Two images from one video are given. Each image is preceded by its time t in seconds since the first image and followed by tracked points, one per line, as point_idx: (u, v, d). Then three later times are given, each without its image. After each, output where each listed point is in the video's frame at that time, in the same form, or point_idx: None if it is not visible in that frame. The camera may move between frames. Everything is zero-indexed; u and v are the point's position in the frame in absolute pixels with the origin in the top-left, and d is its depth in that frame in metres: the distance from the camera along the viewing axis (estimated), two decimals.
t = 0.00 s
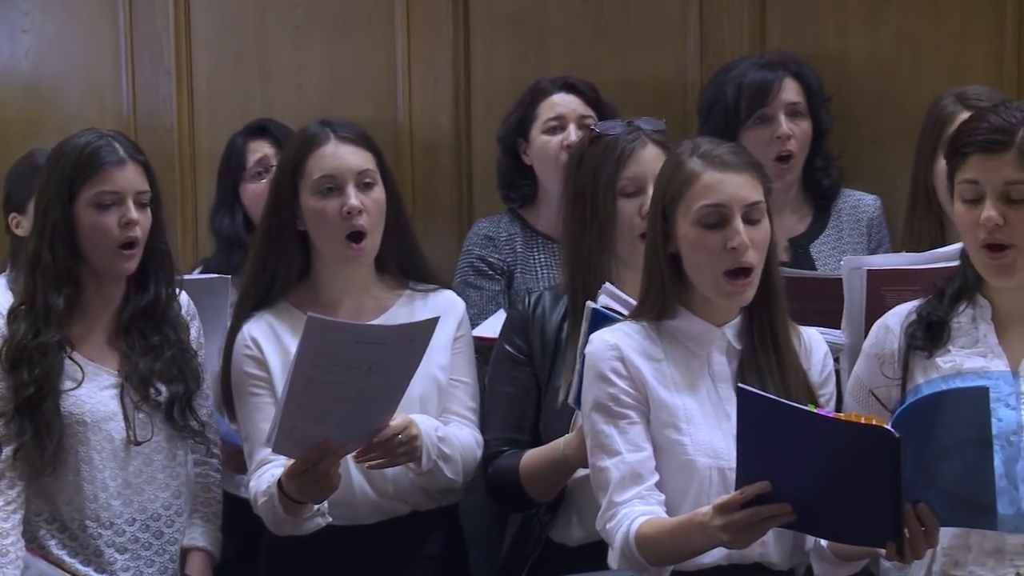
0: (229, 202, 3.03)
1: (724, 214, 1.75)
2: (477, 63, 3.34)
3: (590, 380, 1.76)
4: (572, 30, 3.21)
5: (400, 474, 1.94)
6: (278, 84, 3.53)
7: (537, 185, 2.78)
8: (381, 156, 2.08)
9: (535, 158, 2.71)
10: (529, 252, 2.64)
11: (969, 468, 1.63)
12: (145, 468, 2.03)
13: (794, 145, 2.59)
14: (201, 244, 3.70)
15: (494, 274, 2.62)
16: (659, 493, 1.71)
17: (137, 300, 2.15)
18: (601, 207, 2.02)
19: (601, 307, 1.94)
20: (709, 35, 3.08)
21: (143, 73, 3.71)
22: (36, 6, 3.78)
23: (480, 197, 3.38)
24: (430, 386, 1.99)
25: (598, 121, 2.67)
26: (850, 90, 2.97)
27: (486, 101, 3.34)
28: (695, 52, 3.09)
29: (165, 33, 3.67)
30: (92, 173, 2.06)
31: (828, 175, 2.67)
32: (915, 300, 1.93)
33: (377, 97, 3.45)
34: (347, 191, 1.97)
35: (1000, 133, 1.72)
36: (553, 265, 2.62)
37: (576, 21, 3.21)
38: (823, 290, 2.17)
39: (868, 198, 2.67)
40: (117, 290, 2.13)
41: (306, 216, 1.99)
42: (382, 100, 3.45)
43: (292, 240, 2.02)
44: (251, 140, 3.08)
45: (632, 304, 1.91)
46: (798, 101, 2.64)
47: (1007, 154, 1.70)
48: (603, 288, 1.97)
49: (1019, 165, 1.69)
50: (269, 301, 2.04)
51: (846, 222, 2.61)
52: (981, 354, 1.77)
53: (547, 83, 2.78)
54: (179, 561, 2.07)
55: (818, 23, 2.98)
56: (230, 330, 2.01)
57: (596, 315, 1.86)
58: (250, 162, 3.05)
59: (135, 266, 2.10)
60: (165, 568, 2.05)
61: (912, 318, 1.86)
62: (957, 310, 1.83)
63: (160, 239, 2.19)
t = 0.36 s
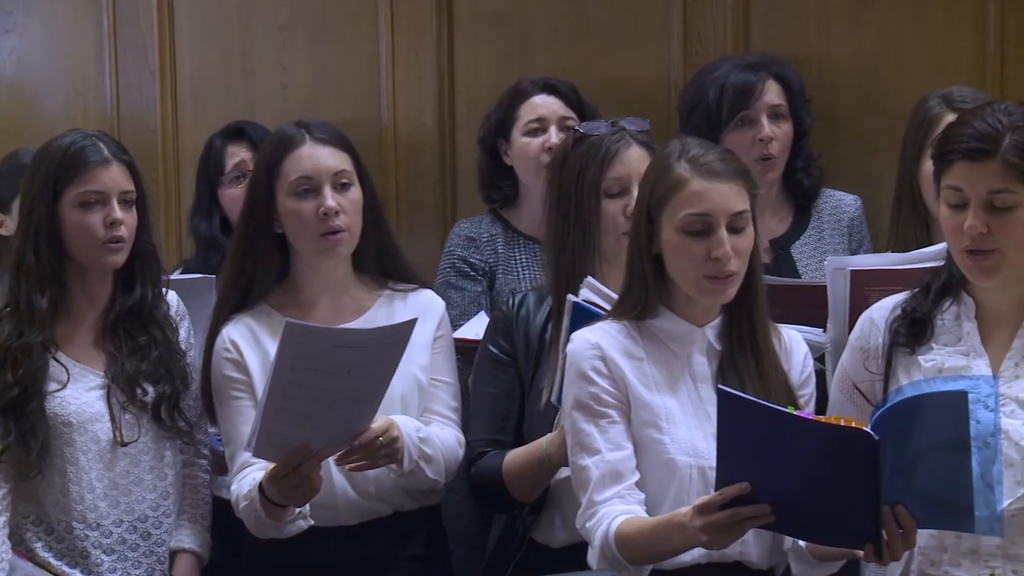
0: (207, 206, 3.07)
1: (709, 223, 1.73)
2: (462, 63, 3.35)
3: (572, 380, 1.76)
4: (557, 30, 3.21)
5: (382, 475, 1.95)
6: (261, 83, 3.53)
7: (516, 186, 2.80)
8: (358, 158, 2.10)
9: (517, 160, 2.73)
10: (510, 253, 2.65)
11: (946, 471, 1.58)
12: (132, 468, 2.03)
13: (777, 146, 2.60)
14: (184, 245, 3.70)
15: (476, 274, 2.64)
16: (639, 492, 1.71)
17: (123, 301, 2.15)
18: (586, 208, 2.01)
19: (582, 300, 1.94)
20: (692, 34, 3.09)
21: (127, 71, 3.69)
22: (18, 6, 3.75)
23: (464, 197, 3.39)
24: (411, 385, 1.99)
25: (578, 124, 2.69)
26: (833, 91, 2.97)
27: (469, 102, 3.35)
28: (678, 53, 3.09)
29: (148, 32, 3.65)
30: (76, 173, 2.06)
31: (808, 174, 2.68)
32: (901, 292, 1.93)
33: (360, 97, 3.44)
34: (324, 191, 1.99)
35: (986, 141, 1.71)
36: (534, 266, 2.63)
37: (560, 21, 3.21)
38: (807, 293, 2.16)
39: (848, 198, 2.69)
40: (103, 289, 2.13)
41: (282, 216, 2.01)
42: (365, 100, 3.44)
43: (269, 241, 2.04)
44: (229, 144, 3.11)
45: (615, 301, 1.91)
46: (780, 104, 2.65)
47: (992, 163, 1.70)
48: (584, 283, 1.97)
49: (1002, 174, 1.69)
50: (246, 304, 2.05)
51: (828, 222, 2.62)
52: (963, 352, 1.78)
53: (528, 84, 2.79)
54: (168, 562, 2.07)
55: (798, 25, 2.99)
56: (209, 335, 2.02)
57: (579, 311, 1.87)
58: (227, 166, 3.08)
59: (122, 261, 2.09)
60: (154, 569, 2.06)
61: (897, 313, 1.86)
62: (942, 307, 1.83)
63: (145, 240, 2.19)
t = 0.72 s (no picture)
0: (189, 205, 3.10)
1: (686, 219, 1.74)
2: (443, 64, 3.34)
3: (551, 376, 1.76)
4: (539, 32, 3.21)
5: (364, 477, 1.94)
6: (243, 85, 3.53)
7: (496, 186, 2.82)
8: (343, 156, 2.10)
9: (495, 157, 2.75)
10: (491, 252, 2.66)
11: (919, 456, 1.55)
12: (119, 471, 2.02)
13: (758, 143, 2.61)
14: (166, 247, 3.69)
15: (456, 274, 2.64)
16: (617, 487, 1.70)
17: (111, 302, 2.14)
18: (566, 205, 2.01)
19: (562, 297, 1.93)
20: (673, 35, 3.09)
21: (108, 72, 3.70)
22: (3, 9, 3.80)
23: (445, 197, 3.39)
24: (393, 388, 1.99)
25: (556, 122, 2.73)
26: (814, 91, 2.98)
27: (451, 103, 3.35)
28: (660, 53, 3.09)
29: (129, 31, 3.65)
30: (67, 174, 2.06)
31: (790, 175, 2.69)
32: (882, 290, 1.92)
33: (343, 97, 3.43)
34: (306, 187, 1.99)
35: (968, 139, 1.71)
36: (515, 266, 2.64)
37: (542, 22, 3.21)
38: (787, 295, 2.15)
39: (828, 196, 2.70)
40: (91, 292, 2.13)
41: (265, 214, 2.01)
42: (347, 102, 3.43)
43: (251, 240, 2.04)
44: (213, 143, 3.12)
45: (593, 300, 1.90)
46: (760, 101, 2.67)
47: (974, 161, 1.69)
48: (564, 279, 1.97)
49: (983, 172, 1.69)
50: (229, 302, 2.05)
51: (809, 222, 2.63)
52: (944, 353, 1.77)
53: (506, 84, 2.82)
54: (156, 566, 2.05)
55: (779, 26, 2.99)
56: (190, 331, 2.02)
57: (557, 308, 1.88)
58: (211, 166, 3.09)
59: (110, 266, 2.10)
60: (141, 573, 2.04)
61: (878, 312, 1.86)
62: (924, 308, 1.82)
63: (133, 241, 2.18)
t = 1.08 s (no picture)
0: (176, 201, 3.09)
1: (663, 204, 1.77)
2: (424, 63, 3.34)
3: (530, 375, 1.76)
4: (520, 33, 3.22)
5: (343, 476, 1.94)
6: (223, 87, 3.53)
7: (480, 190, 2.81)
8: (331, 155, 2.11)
9: (480, 159, 2.75)
10: (475, 255, 2.65)
11: (903, 452, 1.55)
12: (105, 475, 2.02)
13: (740, 147, 2.62)
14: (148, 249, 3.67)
15: (440, 275, 2.63)
16: (598, 487, 1.70)
17: (101, 301, 2.14)
18: (547, 204, 2.01)
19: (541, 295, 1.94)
20: (653, 35, 3.10)
21: (88, 73, 3.68)
22: None
23: (427, 198, 3.39)
24: (376, 386, 1.98)
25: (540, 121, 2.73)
26: (795, 93, 2.99)
27: (432, 103, 3.35)
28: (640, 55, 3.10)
29: (110, 31, 3.64)
30: (57, 173, 2.05)
31: (769, 175, 2.70)
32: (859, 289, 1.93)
33: (324, 97, 3.43)
34: (295, 183, 1.99)
35: (944, 133, 1.72)
36: (499, 268, 2.63)
37: (523, 22, 3.22)
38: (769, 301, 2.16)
39: (809, 195, 2.71)
40: (81, 294, 2.13)
41: (254, 212, 2.01)
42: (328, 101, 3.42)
43: (238, 236, 2.04)
44: (200, 138, 3.11)
45: (575, 298, 1.90)
46: (741, 104, 2.68)
47: (952, 153, 1.71)
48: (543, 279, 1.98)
49: (963, 164, 1.70)
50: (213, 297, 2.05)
51: (790, 221, 2.64)
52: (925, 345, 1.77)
53: (489, 85, 2.83)
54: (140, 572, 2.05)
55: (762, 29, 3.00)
56: (174, 326, 2.02)
57: (534, 308, 1.87)
58: (196, 162, 3.08)
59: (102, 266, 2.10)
60: None
61: (857, 307, 1.86)
62: (903, 303, 1.83)
63: (124, 241, 2.18)
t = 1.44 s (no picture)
0: (160, 204, 3.08)
1: (645, 203, 1.77)
2: (407, 59, 3.35)
3: (512, 378, 1.77)
4: (503, 30, 3.23)
5: (327, 475, 1.96)
6: (203, 88, 3.51)
7: (466, 190, 2.81)
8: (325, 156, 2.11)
9: (465, 160, 2.76)
10: (460, 252, 2.68)
11: (886, 453, 1.56)
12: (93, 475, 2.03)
13: (724, 147, 2.64)
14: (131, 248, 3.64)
15: (425, 273, 2.65)
16: (581, 486, 1.71)
17: (88, 302, 2.15)
18: (528, 205, 2.02)
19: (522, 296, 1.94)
20: (636, 35, 3.12)
21: (69, 69, 3.64)
22: None
23: (410, 196, 3.40)
24: (363, 386, 1.99)
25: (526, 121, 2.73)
26: (778, 90, 3.02)
27: (416, 99, 3.35)
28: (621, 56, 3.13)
29: (92, 30, 3.60)
30: (42, 175, 2.06)
31: (751, 175, 2.71)
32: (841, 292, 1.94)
33: (307, 95, 3.42)
34: (287, 183, 2.00)
35: (918, 127, 1.73)
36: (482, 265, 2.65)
37: (506, 19, 3.23)
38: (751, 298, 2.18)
39: (791, 196, 2.74)
40: (66, 292, 2.13)
41: (244, 210, 2.01)
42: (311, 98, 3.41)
43: (227, 236, 2.04)
44: (184, 142, 3.11)
45: (555, 299, 1.91)
46: (725, 105, 2.69)
47: (924, 146, 1.72)
48: (523, 279, 1.98)
49: (935, 156, 1.71)
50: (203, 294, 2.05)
51: (772, 222, 2.66)
52: (906, 345, 1.78)
53: (474, 84, 2.83)
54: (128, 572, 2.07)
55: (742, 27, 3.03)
56: (162, 323, 2.03)
57: (515, 309, 1.88)
58: (182, 165, 3.08)
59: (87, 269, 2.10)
60: None
61: (841, 310, 1.87)
62: (886, 303, 1.84)
63: (110, 243, 2.19)
